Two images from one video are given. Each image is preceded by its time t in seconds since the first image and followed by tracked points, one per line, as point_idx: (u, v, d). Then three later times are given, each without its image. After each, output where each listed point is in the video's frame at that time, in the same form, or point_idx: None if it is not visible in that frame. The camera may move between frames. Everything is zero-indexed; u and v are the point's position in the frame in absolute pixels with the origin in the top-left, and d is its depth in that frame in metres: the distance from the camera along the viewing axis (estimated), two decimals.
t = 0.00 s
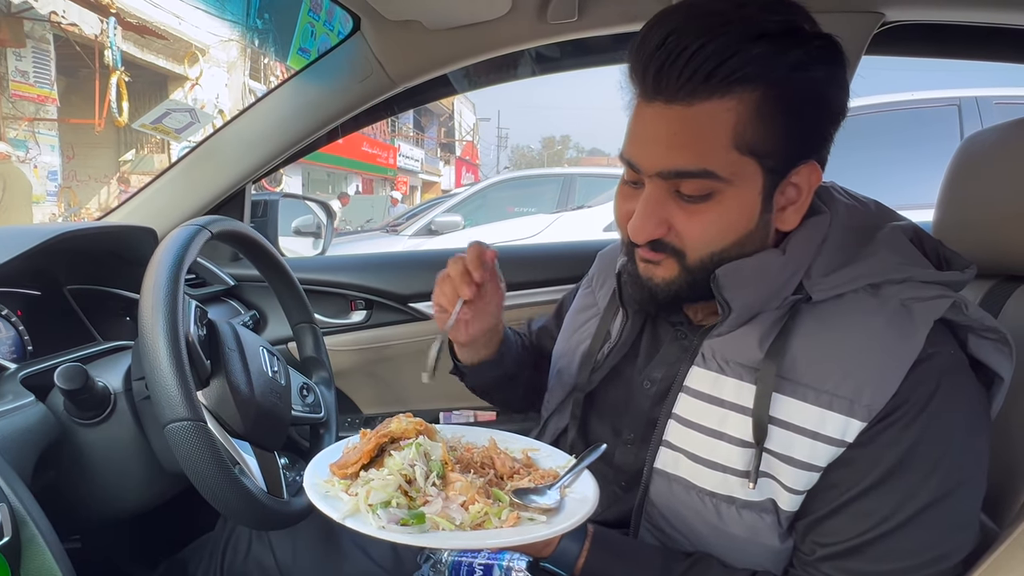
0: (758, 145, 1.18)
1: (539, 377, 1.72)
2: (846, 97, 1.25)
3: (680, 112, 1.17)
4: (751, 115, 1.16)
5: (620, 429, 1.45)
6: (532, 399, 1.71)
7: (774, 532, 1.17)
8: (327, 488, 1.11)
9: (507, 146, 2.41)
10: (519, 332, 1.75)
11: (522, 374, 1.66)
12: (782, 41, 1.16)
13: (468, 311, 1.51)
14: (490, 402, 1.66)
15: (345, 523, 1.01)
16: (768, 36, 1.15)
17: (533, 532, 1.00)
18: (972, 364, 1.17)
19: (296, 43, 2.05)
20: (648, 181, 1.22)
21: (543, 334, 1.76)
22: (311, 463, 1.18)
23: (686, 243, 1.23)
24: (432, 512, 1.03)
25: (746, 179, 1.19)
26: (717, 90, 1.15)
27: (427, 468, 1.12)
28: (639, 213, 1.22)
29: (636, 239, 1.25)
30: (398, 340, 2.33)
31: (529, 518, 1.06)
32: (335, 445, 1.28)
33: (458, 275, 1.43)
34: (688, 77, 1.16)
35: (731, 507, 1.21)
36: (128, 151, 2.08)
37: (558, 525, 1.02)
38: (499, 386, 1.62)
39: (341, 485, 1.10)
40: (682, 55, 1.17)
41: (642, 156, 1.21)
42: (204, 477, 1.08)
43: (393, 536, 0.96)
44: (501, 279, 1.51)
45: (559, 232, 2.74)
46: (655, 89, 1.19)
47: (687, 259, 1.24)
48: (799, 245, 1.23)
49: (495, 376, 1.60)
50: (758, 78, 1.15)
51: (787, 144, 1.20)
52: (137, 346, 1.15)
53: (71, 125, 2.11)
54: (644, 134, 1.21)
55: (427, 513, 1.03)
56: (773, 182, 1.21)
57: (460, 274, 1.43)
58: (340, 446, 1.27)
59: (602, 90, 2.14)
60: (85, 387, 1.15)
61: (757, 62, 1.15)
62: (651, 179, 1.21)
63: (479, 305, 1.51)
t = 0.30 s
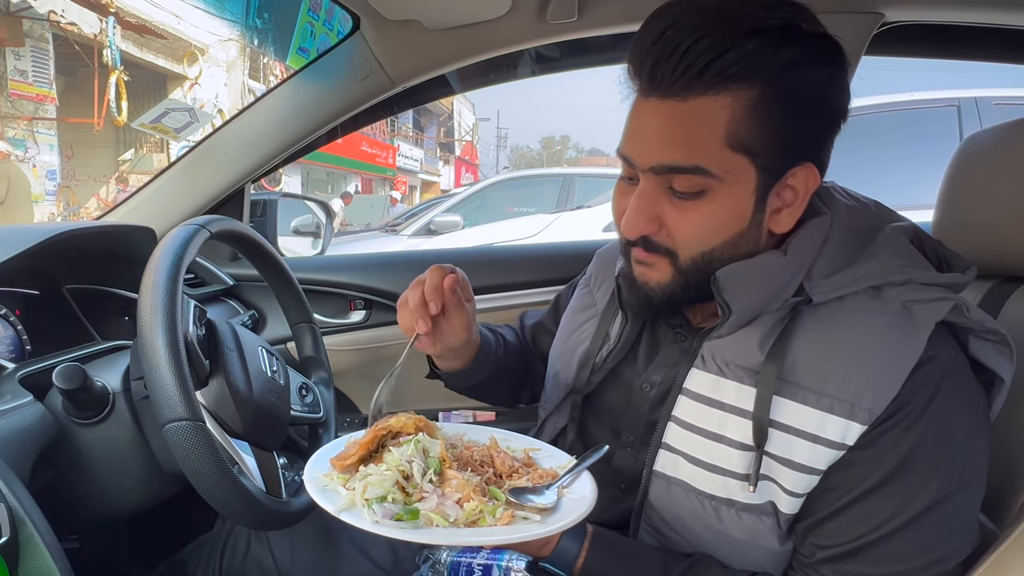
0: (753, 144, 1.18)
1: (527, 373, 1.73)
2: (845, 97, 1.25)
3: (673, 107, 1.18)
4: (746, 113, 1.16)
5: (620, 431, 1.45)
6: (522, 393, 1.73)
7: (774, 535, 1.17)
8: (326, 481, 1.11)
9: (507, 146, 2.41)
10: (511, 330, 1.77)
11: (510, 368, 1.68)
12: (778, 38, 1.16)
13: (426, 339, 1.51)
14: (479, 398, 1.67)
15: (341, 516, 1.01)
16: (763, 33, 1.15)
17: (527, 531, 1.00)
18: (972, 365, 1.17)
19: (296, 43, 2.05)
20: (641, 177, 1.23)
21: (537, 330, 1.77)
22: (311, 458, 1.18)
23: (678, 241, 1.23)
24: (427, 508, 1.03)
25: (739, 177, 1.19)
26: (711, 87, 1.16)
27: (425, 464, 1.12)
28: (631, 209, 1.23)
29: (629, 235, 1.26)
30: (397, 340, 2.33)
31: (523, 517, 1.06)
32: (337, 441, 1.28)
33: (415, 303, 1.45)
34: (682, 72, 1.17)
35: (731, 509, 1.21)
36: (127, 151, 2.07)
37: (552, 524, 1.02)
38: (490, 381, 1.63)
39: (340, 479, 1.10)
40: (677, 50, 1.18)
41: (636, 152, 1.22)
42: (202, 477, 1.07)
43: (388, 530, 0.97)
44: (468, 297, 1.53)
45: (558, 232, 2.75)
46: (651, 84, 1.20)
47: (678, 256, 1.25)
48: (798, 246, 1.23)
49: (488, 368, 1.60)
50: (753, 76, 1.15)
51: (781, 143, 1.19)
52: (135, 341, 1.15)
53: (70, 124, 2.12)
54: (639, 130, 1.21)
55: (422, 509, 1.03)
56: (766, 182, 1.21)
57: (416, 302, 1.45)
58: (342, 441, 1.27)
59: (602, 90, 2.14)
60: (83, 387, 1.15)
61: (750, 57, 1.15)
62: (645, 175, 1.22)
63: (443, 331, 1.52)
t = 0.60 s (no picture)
0: (747, 145, 1.18)
1: (530, 376, 1.74)
2: (841, 97, 1.25)
3: (668, 109, 1.18)
4: (740, 114, 1.16)
5: (618, 431, 1.45)
6: (526, 394, 1.73)
7: (771, 534, 1.17)
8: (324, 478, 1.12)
9: (506, 145, 2.41)
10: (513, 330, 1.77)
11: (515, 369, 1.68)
12: (773, 39, 1.16)
13: (435, 327, 1.52)
14: (484, 398, 1.67)
15: (335, 513, 1.01)
16: (756, 34, 1.15)
17: (521, 531, 1.00)
18: (969, 364, 1.17)
19: (296, 42, 2.05)
20: (637, 178, 1.23)
21: (537, 332, 1.77)
22: (311, 456, 1.18)
23: (673, 241, 1.23)
24: (421, 506, 1.04)
25: (734, 178, 1.19)
26: (705, 89, 1.16)
27: (421, 464, 1.12)
28: (627, 210, 1.23)
29: (624, 236, 1.26)
30: (396, 339, 2.33)
31: (517, 517, 1.06)
32: (339, 438, 1.28)
33: (426, 289, 1.47)
34: (675, 74, 1.17)
35: (728, 509, 1.21)
36: (127, 150, 2.07)
37: (546, 524, 1.01)
38: (493, 381, 1.63)
39: (337, 477, 1.11)
40: (671, 52, 1.18)
41: (632, 153, 1.22)
42: (202, 475, 1.07)
43: (381, 528, 0.97)
44: (474, 287, 1.55)
45: (557, 231, 2.75)
46: (646, 85, 1.20)
47: (674, 256, 1.25)
48: (795, 246, 1.23)
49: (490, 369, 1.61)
50: (746, 78, 1.15)
51: (776, 144, 1.19)
52: (134, 341, 1.16)
53: (69, 123, 2.11)
54: (634, 131, 1.22)
55: (415, 508, 1.04)
56: (761, 183, 1.21)
57: (427, 288, 1.47)
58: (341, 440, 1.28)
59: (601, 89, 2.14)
60: (83, 386, 1.15)
61: (744, 58, 1.15)
62: (640, 176, 1.22)
63: (451, 319, 1.53)
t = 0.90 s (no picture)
0: (747, 145, 1.18)
1: (533, 377, 1.74)
2: (841, 97, 1.26)
3: (668, 108, 1.18)
4: (740, 114, 1.16)
5: (617, 431, 1.45)
6: (528, 394, 1.73)
7: (770, 533, 1.17)
8: (323, 479, 1.12)
9: (506, 145, 2.41)
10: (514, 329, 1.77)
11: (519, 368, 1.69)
12: (772, 39, 1.16)
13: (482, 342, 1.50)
14: (489, 396, 1.68)
15: (333, 513, 1.01)
16: (757, 34, 1.15)
17: (519, 529, 1.00)
18: (968, 363, 1.17)
19: (296, 42, 2.05)
20: (637, 178, 1.23)
21: (537, 333, 1.77)
22: (311, 458, 1.19)
23: (672, 240, 1.24)
24: (420, 505, 1.04)
25: (733, 178, 1.19)
26: (706, 89, 1.16)
27: (420, 463, 1.12)
28: (627, 209, 1.24)
29: (624, 235, 1.27)
30: (397, 338, 2.33)
31: (515, 515, 1.06)
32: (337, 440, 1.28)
33: (484, 315, 1.42)
34: (676, 74, 1.17)
35: (727, 508, 1.21)
36: (127, 150, 2.07)
37: (544, 522, 1.02)
38: (498, 380, 1.65)
39: (337, 477, 1.11)
40: (671, 52, 1.19)
41: (632, 153, 1.22)
42: (202, 475, 1.08)
43: (380, 527, 0.97)
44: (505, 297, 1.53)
45: (557, 231, 2.75)
46: (646, 85, 1.20)
47: (673, 256, 1.25)
48: (795, 246, 1.23)
49: (493, 367, 1.61)
50: (747, 78, 1.16)
51: (776, 144, 1.19)
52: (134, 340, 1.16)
53: (70, 123, 2.11)
54: (634, 130, 1.22)
55: (414, 507, 1.04)
56: (762, 182, 1.21)
57: (486, 314, 1.42)
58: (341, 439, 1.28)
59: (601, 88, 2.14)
60: (83, 386, 1.15)
61: (744, 58, 1.15)
62: (640, 175, 1.22)
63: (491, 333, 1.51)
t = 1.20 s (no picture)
0: (748, 141, 1.18)
1: (530, 374, 1.75)
2: (843, 95, 1.25)
3: (671, 104, 1.18)
4: (743, 110, 1.16)
5: (618, 428, 1.45)
6: (522, 391, 1.74)
7: (772, 531, 1.18)
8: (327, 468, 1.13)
9: (507, 144, 2.42)
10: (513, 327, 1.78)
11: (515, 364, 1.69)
12: (774, 34, 1.16)
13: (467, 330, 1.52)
14: (485, 394, 1.68)
15: (337, 500, 1.02)
16: (760, 30, 1.16)
17: (520, 519, 1.00)
18: (970, 361, 1.17)
19: (296, 41, 2.05)
20: (640, 173, 1.24)
21: (536, 330, 1.77)
22: (315, 447, 1.19)
23: (673, 236, 1.24)
24: (422, 494, 1.04)
25: (735, 174, 1.19)
26: (708, 84, 1.16)
27: (423, 454, 1.12)
28: (629, 206, 1.24)
29: (626, 231, 1.27)
30: (398, 337, 2.34)
31: (516, 506, 1.06)
32: (341, 430, 1.28)
33: (472, 295, 1.45)
34: (678, 69, 1.18)
35: (729, 506, 1.21)
36: (128, 149, 2.08)
37: (545, 513, 1.02)
38: (495, 376, 1.65)
39: (341, 466, 1.12)
40: (674, 47, 1.19)
41: (635, 148, 1.23)
42: (203, 472, 1.08)
43: (382, 514, 0.97)
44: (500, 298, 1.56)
45: (558, 230, 2.76)
46: (649, 81, 1.21)
47: (674, 252, 1.25)
48: (797, 243, 1.23)
49: (489, 364, 1.61)
50: (750, 73, 1.16)
51: (778, 140, 1.19)
52: (138, 337, 1.16)
53: (71, 122, 2.10)
54: (637, 126, 1.22)
55: (416, 496, 1.04)
56: (763, 179, 1.21)
57: (474, 294, 1.45)
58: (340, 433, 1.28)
59: (602, 87, 2.14)
60: (85, 383, 1.15)
61: (746, 54, 1.15)
62: (642, 171, 1.23)
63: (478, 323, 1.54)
